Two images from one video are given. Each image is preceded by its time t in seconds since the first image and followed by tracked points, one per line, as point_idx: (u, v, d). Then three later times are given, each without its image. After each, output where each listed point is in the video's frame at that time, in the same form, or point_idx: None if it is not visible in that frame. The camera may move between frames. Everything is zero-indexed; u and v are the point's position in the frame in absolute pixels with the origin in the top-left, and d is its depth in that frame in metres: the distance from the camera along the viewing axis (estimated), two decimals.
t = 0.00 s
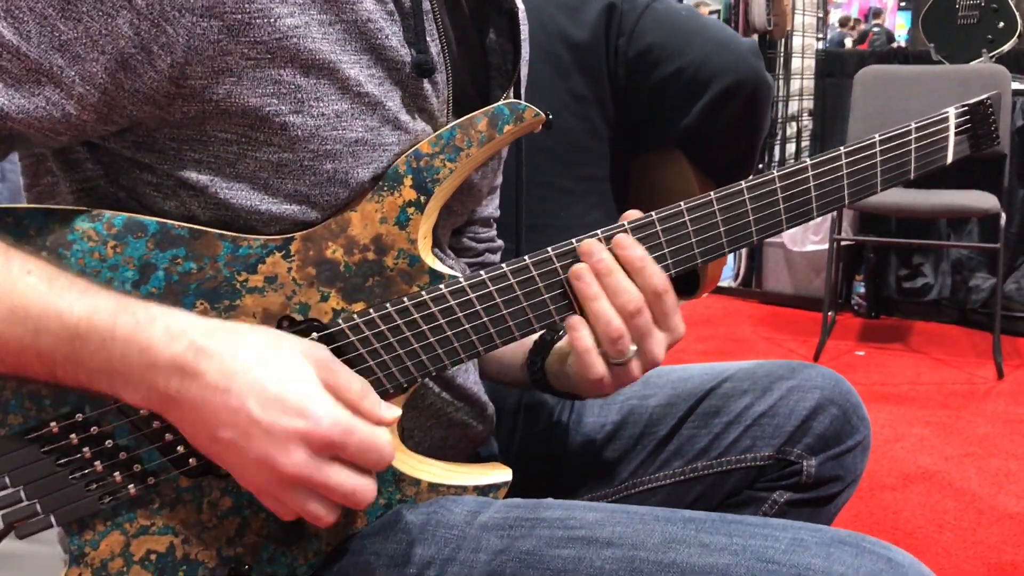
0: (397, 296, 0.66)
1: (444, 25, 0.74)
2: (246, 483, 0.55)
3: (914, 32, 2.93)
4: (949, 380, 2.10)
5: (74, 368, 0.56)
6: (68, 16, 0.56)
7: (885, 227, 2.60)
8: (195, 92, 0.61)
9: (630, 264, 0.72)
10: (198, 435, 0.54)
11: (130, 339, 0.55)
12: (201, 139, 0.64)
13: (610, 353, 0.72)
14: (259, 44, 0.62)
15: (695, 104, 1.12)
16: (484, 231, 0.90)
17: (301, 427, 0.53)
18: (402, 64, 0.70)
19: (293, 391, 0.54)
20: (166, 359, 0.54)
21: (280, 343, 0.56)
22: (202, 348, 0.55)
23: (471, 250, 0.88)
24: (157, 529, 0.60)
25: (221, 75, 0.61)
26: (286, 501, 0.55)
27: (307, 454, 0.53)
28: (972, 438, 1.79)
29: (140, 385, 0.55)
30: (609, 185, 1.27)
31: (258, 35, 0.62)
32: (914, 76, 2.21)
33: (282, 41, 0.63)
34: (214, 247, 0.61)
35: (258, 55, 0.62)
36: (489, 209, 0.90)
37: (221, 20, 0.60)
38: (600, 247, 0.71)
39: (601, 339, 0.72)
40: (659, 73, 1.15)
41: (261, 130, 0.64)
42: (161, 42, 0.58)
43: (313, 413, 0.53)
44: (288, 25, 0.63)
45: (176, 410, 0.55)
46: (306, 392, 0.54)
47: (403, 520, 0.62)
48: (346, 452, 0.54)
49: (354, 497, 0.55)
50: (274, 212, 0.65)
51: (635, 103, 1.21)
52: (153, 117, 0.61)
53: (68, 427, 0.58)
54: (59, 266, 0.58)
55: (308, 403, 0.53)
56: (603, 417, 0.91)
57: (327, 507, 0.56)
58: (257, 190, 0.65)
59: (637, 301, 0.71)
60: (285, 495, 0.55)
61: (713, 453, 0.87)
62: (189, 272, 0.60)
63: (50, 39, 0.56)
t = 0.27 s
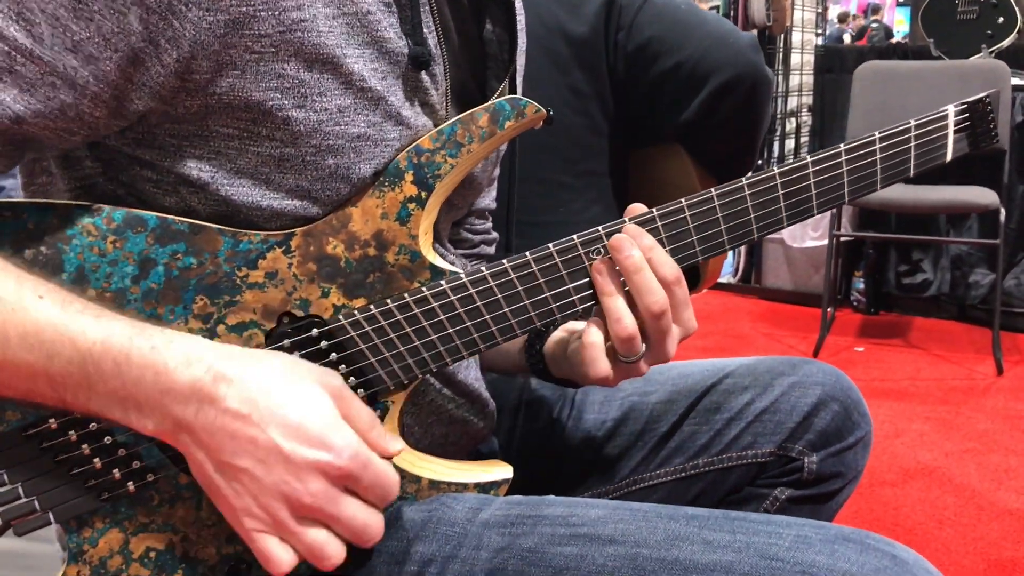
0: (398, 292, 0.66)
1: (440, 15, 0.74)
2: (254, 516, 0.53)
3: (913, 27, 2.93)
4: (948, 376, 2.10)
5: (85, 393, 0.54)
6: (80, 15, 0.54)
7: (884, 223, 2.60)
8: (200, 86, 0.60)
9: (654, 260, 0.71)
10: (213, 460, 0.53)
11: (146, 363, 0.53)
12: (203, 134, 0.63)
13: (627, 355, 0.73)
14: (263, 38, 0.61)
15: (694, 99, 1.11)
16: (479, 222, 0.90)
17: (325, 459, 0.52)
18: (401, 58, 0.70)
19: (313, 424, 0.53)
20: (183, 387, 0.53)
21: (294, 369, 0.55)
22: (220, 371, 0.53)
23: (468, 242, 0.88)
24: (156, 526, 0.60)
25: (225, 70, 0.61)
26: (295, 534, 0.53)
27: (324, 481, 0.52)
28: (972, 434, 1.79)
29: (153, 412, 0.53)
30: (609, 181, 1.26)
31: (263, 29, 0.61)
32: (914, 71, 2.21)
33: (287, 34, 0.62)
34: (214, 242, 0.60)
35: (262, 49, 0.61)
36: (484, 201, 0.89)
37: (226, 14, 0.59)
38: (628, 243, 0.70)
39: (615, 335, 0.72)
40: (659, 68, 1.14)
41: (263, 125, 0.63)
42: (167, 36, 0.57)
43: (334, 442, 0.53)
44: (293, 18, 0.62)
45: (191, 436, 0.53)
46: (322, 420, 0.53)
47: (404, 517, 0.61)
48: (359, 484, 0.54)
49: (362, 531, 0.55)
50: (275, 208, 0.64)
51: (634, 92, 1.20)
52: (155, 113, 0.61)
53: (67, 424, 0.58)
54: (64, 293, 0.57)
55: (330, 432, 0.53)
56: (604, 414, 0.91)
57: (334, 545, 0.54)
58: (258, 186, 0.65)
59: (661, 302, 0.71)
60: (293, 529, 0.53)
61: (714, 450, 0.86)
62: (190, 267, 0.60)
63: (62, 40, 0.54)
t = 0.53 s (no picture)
0: (397, 289, 0.65)
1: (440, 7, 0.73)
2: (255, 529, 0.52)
3: (915, 24, 2.91)
4: (950, 374, 2.10)
5: (80, 402, 0.53)
6: (76, 10, 0.53)
7: (885, 220, 2.59)
8: (199, 80, 0.59)
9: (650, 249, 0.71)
10: (213, 471, 0.51)
11: (143, 371, 0.52)
12: (200, 129, 0.62)
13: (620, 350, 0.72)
14: (262, 31, 0.60)
15: (695, 96, 1.10)
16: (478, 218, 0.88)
17: (328, 469, 0.51)
18: (401, 51, 0.69)
19: (313, 432, 0.51)
20: (182, 394, 0.51)
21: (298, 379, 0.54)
22: (220, 378, 0.52)
23: (466, 238, 0.87)
24: (152, 527, 0.59)
25: (223, 63, 0.60)
26: (297, 546, 0.52)
27: (326, 492, 0.51)
28: (974, 433, 1.78)
29: (151, 420, 0.52)
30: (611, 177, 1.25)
31: (262, 22, 0.60)
32: (916, 68, 2.19)
33: (286, 27, 0.61)
34: (210, 239, 0.60)
35: (260, 43, 0.60)
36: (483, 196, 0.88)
37: (225, 6, 0.58)
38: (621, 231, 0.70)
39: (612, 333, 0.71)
40: (660, 65, 1.13)
41: (262, 120, 0.63)
42: (166, 30, 0.56)
43: (336, 453, 0.51)
44: (292, 11, 0.61)
45: (192, 446, 0.52)
46: (324, 433, 0.51)
47: (403, 518, 0.61)
48: (362, 492, 0.52)
49: (363, 540, 0.53)
50: (273, 205, 0.64)
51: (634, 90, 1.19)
52: (153, 107, 0.60)
53: (61, 423, 0.57)
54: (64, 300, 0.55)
55: (332, 442, 0.51)
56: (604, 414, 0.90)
57: (336, 555, 0.53)
58: (256, 181, 0.64)
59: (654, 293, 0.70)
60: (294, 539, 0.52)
61: (716, 449, 0.85)
62: (186, 264, 0.59)
63: (58, 35, 0.53)
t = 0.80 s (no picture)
0: (397, 287, 0.64)
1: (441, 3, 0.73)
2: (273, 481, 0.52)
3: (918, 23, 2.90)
4: (951, 375, 2.09)
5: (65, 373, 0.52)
6: None
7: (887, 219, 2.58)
8: (191, 72, 0.58)
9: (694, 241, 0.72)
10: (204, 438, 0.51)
11: (121, 343, 0.52)
12: (195, 121, 0.61)
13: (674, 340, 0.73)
14: (256, 23, 0.59)
15: (695, 100, 1.10)
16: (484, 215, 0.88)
17: (307, 429, 0.50)
18: (401, 46, 0.68)
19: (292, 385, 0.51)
20: (159, 367, 0.51)
21: (283, 340, 0.54)
22: (199, 349, 0.52)
23: (472, 236, 0.86)
24: (146, 526, 0.58)
25: (217, 56, 0.59)
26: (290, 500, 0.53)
27: (313, 455, 0.51)
28: (975, 433, 1.78)
29: (131, 391, 0.52)
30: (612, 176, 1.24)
31: (256, 14, 0.59)
32: (919, 67, 2.18)
33: (281, 19, 0.60)
34: (206, 235, 0.59)
35: (255, 35, 0.60)
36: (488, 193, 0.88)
37: None
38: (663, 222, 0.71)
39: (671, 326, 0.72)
40: (661, 67, 1.12)
41: (257, 113, 0.62)
42: (155, 20, 0.55)
43: (317, 411, 0.50)
44: (288, 4, 0.60)
45: (176, 415, 0.51)
46: (306, 387, 0.51)
47: (401, 518, 0.60)
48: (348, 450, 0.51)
49: (360, 493, 0.53)
50: (269, 198, 0.63)
51: (636, 89, 1.17)
52: (146, 99, 0.59)
53: (53, 422, 0.56)
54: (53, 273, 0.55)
55: (313, 399, 0.51)
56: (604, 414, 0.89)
57: (362, 477, 0.53)
58: (252, 174, 0.63)
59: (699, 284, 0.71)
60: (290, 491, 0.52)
61: (717, 450, 0.85)
62: (182, 260, 0.58)
63: (41, 18, 0.53)
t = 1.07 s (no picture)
0: (397, 287, 0.63)
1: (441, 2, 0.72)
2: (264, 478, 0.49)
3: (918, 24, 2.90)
4: (950, 376, 2.09)
5: (64, 365, 0.51)
6: None
7: (887, 221, 2.57)
8: (189, 72, 0.58)
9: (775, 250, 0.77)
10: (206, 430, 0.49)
11: (124, 331, 0.50)
12: (193, 121, 0.61)
13: (738, 335, 0.78)
14: (254, 22, 0.59)
15: (695, 101, 1.13)
16: (489, 215, 0.89)
17: (309, 418, 0.47)
18: (400, 43, 0.68)
19: (296, 379, 0.48)
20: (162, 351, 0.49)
21: (286, 335, 0.51)
22: (202, 338, 0.50)
23: (477, 233, 0.87)
24: (142, 525, 0.57)
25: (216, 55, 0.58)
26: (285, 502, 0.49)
27: (314, 444, 0.47)
28: (975, 435, 1.77)
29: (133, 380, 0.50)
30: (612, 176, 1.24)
31: (253, 12, 0.59)
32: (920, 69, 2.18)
33: (279, 17, 0.60)
34: (206, 233, 0.58)
35: (253, 33, 0.59)
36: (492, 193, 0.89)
37: None
38: (764, 230, 0.75)
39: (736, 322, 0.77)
40: (660, 68, 1.13)
41: (256, 112, 0.61)
42: (151, 20, 0.55)
43: (320, 405, 0.47)
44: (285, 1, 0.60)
45: (179, 406, 0.49)
46: (309, 380, 0.48)
47: (399, 520, 0.60)
48: (350, 443, 0.48)
49: (355, 497, 0.49)
50: (269, 197, 0.62)
51: (637, 89, 1.18)
52: (144, 99, 0.58)
53: (52, 419, 0.55)
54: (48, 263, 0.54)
55: (316, 393, 0.47)
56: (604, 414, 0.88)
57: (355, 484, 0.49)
58: (252, 174, 0.62)
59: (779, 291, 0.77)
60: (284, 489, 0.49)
61: (717, 452, 0.84)
62: (181, 258, 0.58)
63: (35, 18, 0.52)
